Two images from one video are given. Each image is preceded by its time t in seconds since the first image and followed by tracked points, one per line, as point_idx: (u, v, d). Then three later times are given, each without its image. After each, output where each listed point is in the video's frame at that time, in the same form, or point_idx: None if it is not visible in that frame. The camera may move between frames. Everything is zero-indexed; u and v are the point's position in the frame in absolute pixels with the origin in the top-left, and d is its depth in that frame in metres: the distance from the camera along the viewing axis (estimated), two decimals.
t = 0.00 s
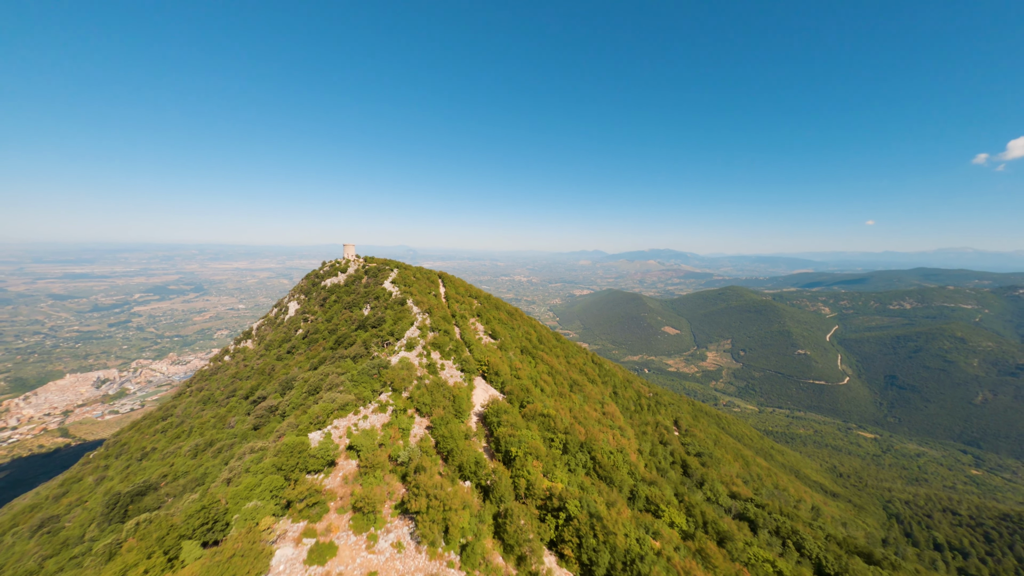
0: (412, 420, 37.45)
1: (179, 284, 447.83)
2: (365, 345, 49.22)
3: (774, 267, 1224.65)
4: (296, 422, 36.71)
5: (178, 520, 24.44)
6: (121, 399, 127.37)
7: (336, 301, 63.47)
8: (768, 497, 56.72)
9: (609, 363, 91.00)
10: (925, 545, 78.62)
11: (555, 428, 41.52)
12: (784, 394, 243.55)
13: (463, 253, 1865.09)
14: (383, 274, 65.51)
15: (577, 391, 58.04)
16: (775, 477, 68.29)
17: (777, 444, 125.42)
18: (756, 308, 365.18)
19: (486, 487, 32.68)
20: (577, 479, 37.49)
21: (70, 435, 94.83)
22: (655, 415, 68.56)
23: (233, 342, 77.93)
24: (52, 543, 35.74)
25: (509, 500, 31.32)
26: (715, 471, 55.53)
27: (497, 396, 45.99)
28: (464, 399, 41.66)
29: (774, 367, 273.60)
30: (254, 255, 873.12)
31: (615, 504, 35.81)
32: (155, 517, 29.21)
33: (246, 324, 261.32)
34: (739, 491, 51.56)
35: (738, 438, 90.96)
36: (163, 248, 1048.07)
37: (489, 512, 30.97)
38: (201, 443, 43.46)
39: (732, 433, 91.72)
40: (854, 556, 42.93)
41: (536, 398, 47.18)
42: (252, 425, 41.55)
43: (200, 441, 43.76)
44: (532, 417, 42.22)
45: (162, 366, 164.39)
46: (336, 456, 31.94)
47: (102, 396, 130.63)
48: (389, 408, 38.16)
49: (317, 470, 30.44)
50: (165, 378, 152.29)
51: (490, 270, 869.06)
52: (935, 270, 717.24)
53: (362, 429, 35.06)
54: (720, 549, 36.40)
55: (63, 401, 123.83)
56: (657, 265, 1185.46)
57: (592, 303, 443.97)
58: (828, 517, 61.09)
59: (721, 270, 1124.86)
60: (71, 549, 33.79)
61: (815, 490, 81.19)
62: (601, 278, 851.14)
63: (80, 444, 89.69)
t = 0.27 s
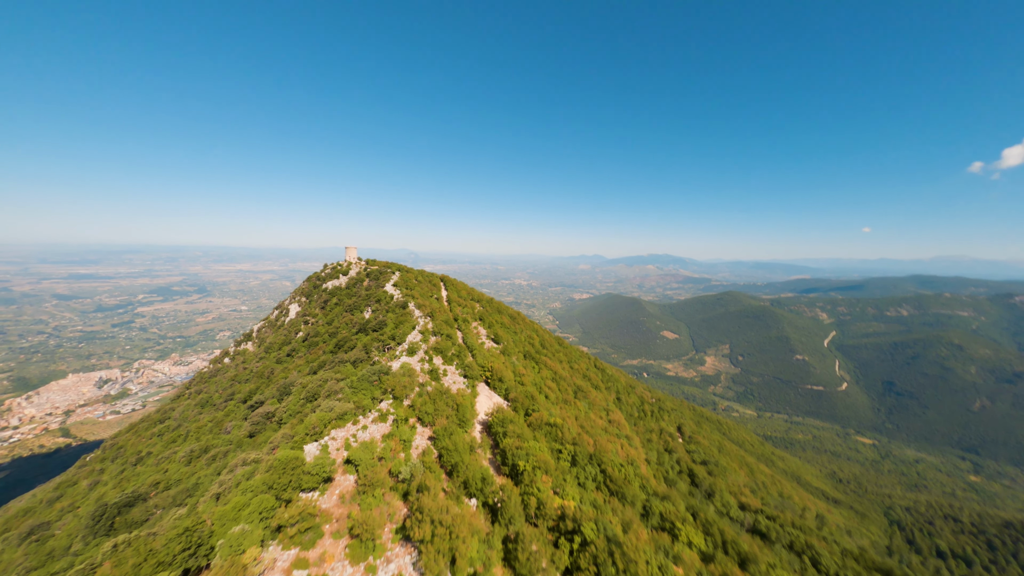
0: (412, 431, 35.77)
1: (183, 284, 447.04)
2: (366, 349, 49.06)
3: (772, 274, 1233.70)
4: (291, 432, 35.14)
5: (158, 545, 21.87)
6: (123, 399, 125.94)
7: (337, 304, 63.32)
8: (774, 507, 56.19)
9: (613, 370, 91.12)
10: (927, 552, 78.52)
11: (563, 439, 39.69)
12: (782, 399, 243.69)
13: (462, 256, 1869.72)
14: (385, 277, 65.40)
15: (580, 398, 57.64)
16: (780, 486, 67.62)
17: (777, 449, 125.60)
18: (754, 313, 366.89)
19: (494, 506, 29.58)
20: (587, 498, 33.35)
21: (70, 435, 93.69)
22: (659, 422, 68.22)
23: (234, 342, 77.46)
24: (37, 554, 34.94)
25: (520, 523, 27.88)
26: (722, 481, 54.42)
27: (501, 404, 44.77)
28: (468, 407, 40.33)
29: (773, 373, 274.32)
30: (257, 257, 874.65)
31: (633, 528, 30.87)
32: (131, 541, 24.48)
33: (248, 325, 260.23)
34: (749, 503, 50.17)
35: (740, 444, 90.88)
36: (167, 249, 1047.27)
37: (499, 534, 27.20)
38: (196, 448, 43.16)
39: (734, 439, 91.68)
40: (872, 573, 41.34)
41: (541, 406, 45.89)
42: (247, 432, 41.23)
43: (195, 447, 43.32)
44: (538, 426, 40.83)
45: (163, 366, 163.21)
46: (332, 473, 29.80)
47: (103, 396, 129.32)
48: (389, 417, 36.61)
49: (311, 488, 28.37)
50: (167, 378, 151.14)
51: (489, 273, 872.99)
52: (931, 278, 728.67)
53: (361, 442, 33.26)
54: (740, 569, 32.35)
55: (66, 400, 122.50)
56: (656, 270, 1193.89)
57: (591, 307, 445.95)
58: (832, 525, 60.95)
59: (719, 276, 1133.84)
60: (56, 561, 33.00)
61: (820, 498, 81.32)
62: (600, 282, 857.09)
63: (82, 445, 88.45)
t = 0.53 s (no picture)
0: (414, 446, 35.19)
1: (184, 286, 445.32)
2: (366, 354, 49.08)
3: (771, 280, 1238.59)
4: (283, 445, 34.50)
5: None
6: (123, 399, 124.26)
7: (338, 307, 63.26)
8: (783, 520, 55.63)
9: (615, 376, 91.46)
10: (931, 561, 78.36)
11: (572, 452, 38.03)
12: (781, 406, 243.30)
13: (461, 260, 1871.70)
14: (387, 280, 65.36)
15: (585, 405, 57.60)
16: (785, 495, 67.48)
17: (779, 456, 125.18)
18: (753, 319, 367.35)
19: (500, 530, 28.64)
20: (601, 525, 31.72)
21: (69, 435, 92.45)
22: (663, 430, 68.27)
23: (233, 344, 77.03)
24: (19, 568, 34.35)
25: (532, 551, 26.52)
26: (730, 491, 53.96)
27: (505, 414, 43.80)
28: (471, 417, 39.52)
29: (772, 379, 274.25)
30: (261, 259, 874.87)
31: (653, 555, 29.22)
32: (108, 565, 24.25)
33: (249, 326, 258.95)
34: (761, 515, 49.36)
35: (742, 450, 91.31)
36: (167, 250, 1044.19)
37: (511, 562, 25.89)
38: (189, 455, 42.83)
39: (735, 445, 92.18)
40: None
41: (547, 415, 44.81)
42: (241, 440, 40.80)
43: (189, 454, 43.03)
44: (544, 438, 39.17)
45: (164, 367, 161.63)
46: (327, 494, 28.86)
47: (103, 396, 127.68)
48: (389, 431, 36.15)
49: (303, 511, 27.33)
50: (168, 379, 149.55)
51: (489, 277, 873.82)
52: (928, 285, 731.77)
53: (359, 458, 32.55)
54: None
55: (66, 400, 121.25)
56: (655, 276, 1197.17)
57: (591, 311, 446.23)
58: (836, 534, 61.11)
59: (717, 281, 1137.48)
60: None
61: (824, 506, 81.40)
62: (599, 287, 859.00)
63: (82, 445, 87.21)
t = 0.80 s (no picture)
0: (415, 465, 33.22)
1: (185, 288, 445.50)
2: (366, 361, 48.88)
3: (769, 286, 1246.70)
4: (275, 462, 33.17)
5: None
6: (126, 401, 123.24)
7: (339, 311, 63.20)
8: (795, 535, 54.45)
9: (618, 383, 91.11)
10: (937, 571, 77.88)
11: (582, 468, 36.89)
12: (781, 411, 242.94)
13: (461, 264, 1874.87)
14: (388, 284, 65.37)
15: (590, 414, 57.19)
16: (793, 506, 66.54)
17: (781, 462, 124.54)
18: (752, 325, 367.94)
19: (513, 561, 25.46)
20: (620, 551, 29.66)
21: (70, 436, 91.48)
22: (669, 439, 67.63)
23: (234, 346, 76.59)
24: None
25: None
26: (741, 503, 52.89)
27: (511, 425, 43.13)
28: (475, 430, 38.64)
29: (772, 385, 273.99)
30: (265, 263, 878.12)
31: None
32: None
33: (250, 329, 258.67)
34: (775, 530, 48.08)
35: (745, 457, 90.98)
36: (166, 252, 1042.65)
37: None
38: (182, 465, 42.42)
39: (738, 452, 91.81)
40: None
41: (554, 426, 44.02)
42: (233, 452, 40.11)
43: (182, 463, 42.59)
44: (552, 452, 38.24)
45: (166, 369, 160.74)
46: (319, 522, 26.31)
47: (106, 398, 126.73)
48: (388, 445, 34.94)
49: (292, 541, 24.57)
50: (169, 381, 148.70)
51: (490, 281, 876.85)
52: (925, 292, 736.33)
53: (356, 481, 30.55)
54: None
55: (68, 402, 120.30)
56: (654, 281, 1202.06)
57: (590, 316, 447.15)
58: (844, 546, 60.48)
59: (716, 287, 1142.85)
60: None
61: (828, 514, 80.98)
62: (599, 292, 862.27)
63: (85, 447, 86.06)
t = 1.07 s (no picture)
0: (414, 486, 32.63)
1: (187, 292, 445.57)
2: (365, 370, 48.71)
3: (768, 291, 1253.34)
4: (263, 484, 32.37)
5: None
6: (127, 406, 121.74)
7: (339, 317, 63.07)
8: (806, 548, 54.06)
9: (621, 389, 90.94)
10: None
11: (594, 486, 36.35)
12: (781, 417, 242.69)
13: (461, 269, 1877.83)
14: (389, 290, 65.30)
15: (596, 423, 56.96)
16: (801, 516, 66.16)
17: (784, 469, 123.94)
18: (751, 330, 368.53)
19: None
20: None
21: (70, 440, 90.20)
22: (674, 447, 67.39)
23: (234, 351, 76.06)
24: None
25: None
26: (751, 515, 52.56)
27: (517, 439, 42.67)
28: (480, 445, 38.26)
29: (772, 390, 274.04)
30: (267, 268, 879.10)
31: None
32: None
33: (251, 333, 257.66)
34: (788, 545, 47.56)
35: (747, 463, 90.86)
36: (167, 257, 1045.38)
37: None
38: (172, 477, 41.93)
39: (741, 458, 91.73)
40: None
41: (561, 439, 43.63)
42: (225, 466, 39.60)
43: (174, 475, 42.16)
44: (562, 468, 37.69)
45: (168, 373, 159.47)
46: (312, 554, 25.26)
47: (107, 402, 125.31)
48: (388, 463, 34.74)
49: None
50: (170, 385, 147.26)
51: (490, 286, 878.94)
52: (922, 299, 743.22)
53: (354, 507, 29.70)
54: None
55: (70, 406, 119.00)
56: (654, 286, 1206.87)
57: (590, 321, 447.48)
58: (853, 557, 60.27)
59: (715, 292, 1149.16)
60: None
61: (832, 521, 80.80)
62: (599, 297, 865.35)
63: (85, 451, 84.65)
